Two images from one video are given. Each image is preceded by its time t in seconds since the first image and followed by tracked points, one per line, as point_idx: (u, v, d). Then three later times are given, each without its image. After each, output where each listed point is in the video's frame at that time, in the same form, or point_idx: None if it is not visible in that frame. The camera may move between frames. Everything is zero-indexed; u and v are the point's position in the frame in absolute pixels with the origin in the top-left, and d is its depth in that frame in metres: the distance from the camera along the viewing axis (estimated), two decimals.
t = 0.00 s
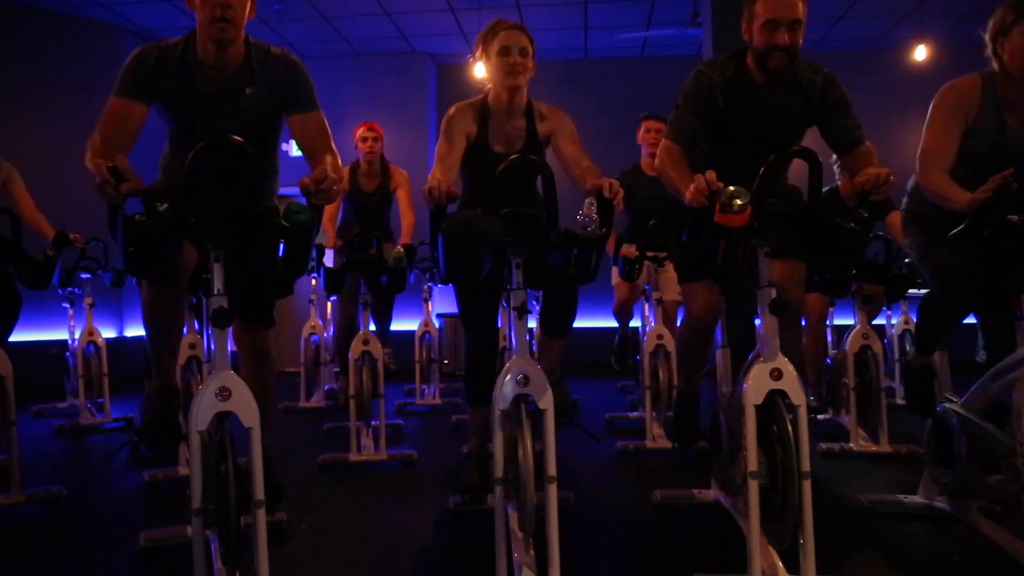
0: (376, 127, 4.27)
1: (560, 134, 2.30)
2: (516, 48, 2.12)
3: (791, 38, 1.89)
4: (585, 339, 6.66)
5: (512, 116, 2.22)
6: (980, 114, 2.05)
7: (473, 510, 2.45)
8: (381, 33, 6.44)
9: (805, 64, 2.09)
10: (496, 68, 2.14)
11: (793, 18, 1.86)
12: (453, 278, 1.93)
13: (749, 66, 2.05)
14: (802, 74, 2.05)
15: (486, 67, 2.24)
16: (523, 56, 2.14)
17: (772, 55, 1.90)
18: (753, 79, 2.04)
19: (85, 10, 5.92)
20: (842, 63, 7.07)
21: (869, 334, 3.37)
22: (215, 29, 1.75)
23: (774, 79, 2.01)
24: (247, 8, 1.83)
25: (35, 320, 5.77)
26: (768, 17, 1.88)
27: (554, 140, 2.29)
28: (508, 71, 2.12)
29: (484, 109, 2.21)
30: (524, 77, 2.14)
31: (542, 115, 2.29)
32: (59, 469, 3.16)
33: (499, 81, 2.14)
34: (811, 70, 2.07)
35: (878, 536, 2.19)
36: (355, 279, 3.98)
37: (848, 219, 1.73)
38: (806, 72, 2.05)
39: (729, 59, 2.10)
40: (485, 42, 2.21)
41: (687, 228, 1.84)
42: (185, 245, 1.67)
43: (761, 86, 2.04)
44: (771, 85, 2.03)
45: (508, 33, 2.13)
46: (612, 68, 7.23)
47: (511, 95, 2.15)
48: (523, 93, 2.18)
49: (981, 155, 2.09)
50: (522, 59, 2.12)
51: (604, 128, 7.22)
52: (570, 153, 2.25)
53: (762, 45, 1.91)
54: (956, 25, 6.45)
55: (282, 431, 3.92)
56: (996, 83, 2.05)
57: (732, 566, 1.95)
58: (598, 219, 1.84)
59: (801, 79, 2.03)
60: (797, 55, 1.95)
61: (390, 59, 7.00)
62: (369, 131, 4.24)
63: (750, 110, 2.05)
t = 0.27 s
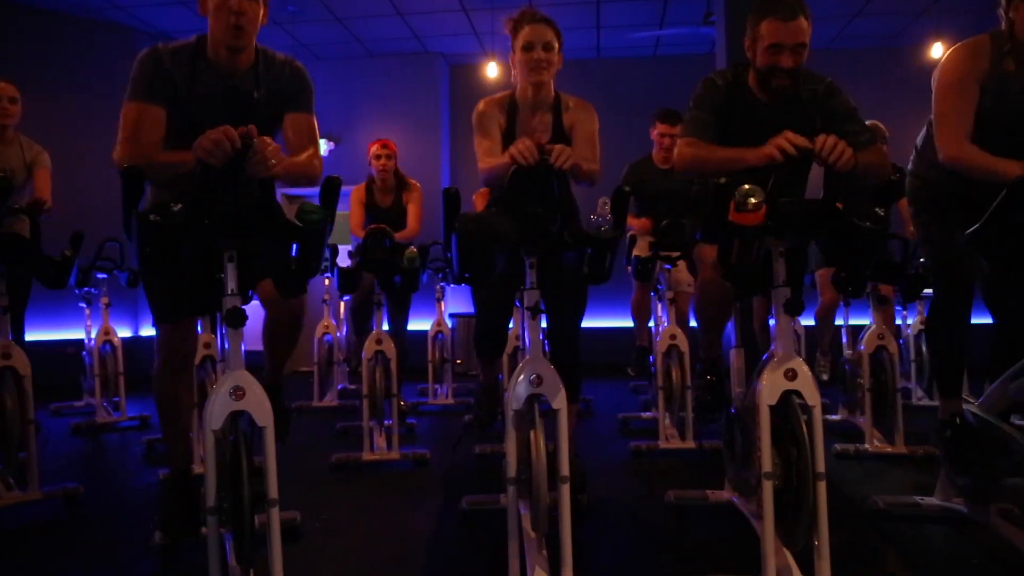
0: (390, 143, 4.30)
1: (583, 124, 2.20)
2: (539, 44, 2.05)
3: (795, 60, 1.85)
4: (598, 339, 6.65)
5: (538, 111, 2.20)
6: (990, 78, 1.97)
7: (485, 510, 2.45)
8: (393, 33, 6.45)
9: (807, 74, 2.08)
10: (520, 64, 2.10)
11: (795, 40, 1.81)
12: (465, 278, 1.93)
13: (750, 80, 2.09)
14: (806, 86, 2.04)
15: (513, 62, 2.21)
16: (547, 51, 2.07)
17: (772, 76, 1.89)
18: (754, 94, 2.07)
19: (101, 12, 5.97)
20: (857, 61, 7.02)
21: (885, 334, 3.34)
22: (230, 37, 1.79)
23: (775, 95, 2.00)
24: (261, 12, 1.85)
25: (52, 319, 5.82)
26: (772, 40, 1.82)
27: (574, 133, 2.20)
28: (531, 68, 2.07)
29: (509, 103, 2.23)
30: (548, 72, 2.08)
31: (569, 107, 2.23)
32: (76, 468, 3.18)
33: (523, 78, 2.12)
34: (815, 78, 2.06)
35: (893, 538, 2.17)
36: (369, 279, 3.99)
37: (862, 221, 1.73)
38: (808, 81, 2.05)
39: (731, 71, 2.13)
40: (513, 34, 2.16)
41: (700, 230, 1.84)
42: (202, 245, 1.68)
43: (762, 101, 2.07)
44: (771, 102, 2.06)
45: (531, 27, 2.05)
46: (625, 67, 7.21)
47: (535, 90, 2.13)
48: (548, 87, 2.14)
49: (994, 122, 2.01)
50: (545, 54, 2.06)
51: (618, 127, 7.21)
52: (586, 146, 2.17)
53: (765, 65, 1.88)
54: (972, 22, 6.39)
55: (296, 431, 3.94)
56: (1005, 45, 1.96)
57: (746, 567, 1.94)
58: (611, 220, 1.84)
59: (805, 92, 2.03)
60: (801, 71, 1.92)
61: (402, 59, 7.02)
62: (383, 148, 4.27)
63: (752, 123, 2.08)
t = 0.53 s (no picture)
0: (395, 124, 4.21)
1: (588, 114, 2.17)
2: (536, 36, 2.05)
3: (810, 97, 1.81)
4: (611, 339, 6.64)
5: (544, 102, 2.17)
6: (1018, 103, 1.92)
7: (498, 510, 2.46)
8: (406, 34, 6.47)
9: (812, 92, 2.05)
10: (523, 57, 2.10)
11: (813, 79, 1.77)
12: (478, 279, 1.94)
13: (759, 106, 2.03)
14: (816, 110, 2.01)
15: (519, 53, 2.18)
16: (546, 43, 2.06)
17: (789, 112, 1.85)
18: (762, 121, 2.02)
19: (118, 15, 6.03)
20: (871, 58, 6.97)
21: (900, 335, 3.32)
22: (251, 37, 1.79)
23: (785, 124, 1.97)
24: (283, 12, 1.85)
25: (69, 318, 5.88)
26: (788, 79, 1.78)
27: (581, 122, 2.16)
28: (529, 60, 2.07)
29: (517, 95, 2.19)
30: (549, 64, 2.06)
31: (574, 98, 2.19)
32: (92, 465, 3.21)
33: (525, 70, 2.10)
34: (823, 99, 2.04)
35: (909, 540, 2.15)
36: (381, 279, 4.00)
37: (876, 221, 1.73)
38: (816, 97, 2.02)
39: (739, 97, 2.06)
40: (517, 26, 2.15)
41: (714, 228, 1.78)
42: (217, 246, 1.70)
43: (770, 129, 2.02)
44: (779, 130, 2.01)
45: (535, 19, 2.05)
46: (638, 66, 7.19)
47: (538, 82, 2.11)
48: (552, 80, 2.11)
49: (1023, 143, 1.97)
50: (544, 45, 2.05)
51: (630, 126, 7.19)
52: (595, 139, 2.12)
53: (780, 104, 1.84)
54: (990, 20, 6.33)
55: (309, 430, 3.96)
56: None
57: (760, 569, 1.93)
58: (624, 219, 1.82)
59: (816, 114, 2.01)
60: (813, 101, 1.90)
61: (415, 59, 7.04)
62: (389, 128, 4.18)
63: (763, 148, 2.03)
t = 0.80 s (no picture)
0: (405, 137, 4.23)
1: (601, 147, 2.25)
2: (540, 63, 2.07)
3: (827, 22, 1.86)
4: (622, 339, 6.63)
5: (552, 134, 2.21)
6: None
7: (509, 510, 2.46)
8: (417, 34, 6.49)
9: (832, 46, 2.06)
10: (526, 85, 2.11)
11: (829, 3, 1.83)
12: (490, 278, 1.94)
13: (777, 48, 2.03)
14: (835, 56, 2.02)
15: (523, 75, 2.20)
16: (549, 70, 2.08)
17: (806, 41, 1.88)
18: (782, 62, 2.01)
19: (132, 18, 6.08)
20: (885, 56, 6.91)
21: (914, 335, 3.29)
22: (262, 79, 1.78)
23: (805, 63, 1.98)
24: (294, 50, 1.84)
25: (84, 318, 5.94)
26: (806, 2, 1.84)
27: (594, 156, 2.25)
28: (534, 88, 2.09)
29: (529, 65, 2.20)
30: (552, 95, 2.09)
31: (582, 128, 2.25)
32: (107, 465, 3.24)
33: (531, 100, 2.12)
34: (842, 50, 2.05)
35: (924, 542, 2.13)
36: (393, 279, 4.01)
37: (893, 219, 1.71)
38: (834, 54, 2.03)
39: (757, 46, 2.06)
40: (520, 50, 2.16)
41: (727, 228, 1.78)
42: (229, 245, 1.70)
43: (791, 70, 2.01)
44: (799, 68, 2.01)
45: (540, 48, 2.07)
46: (649, 66, 7.18)
47: (543, 110, 2.14)
48: (557, 109, 2.15)
49: None
50: (546, 73, 2.07)
51: (642, 125, 7.17)
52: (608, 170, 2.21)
53: (797, 30, 1.88)
54: (1007, 16, 6.25)
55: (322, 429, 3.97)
56: None
57: (773, 569, 1.92)
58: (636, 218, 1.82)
59: (833, 60, 2.02)
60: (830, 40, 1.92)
61: (427, 60, 7.05)
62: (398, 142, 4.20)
63: (782, 87, 2.01)
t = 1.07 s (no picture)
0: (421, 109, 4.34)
1: (616, 93, 2.26)
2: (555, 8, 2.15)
3: (830, 42, 1.88)
4: (633, 339, 6.61)
5: (570, 75, 2.22)
6: None
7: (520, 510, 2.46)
8: (428, 35, 6.50)
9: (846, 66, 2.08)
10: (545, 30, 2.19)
11: (829, 22, 1.85)
12: (501, 278, 1.94)
13: (786, 75, 2.08)
14: (846, 77, 2.04)
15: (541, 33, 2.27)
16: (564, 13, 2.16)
17: (810, 60, 1.92)
18: (790, 86, 2.06)
19: (146, 19, 6.13)
20: (899, 55, 6.87)
21: (929, 335, 3.27)
22: None
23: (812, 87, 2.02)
24: None
25: (98, 317, 5.98)
26: (807, 23, 1.86)
27: (610, 99, 2.26)
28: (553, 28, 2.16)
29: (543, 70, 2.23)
30: (570, 33, 2.15)
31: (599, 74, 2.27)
32: (121, 463, 3.26)
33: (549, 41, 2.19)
34: (854, 69, 2.07)
35: (939, 544, 2.11)
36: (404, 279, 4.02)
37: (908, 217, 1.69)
38: (845, 75, 2.05)
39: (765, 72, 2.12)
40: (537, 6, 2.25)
41: (738, 228, 1.77)
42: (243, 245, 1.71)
43: (802, 93, 2.05)
44: (810, 91, 2.04)
45: None
46: (660, 65, 7.16)
47: (561, 51, 2.18)
48: (576, 51, 2.19)
49: None
50: (563, 14, 2.15)
51: (653, 125, 7.16)
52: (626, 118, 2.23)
53: (801, 51, 1.91)
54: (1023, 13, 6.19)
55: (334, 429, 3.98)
56: None
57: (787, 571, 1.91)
58: (648, 219, 1.83)
59: (845, 83, 2.04)
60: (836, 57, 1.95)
61: (438, 60, 7.07)
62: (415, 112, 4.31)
63: (793, 115, 2.05)
